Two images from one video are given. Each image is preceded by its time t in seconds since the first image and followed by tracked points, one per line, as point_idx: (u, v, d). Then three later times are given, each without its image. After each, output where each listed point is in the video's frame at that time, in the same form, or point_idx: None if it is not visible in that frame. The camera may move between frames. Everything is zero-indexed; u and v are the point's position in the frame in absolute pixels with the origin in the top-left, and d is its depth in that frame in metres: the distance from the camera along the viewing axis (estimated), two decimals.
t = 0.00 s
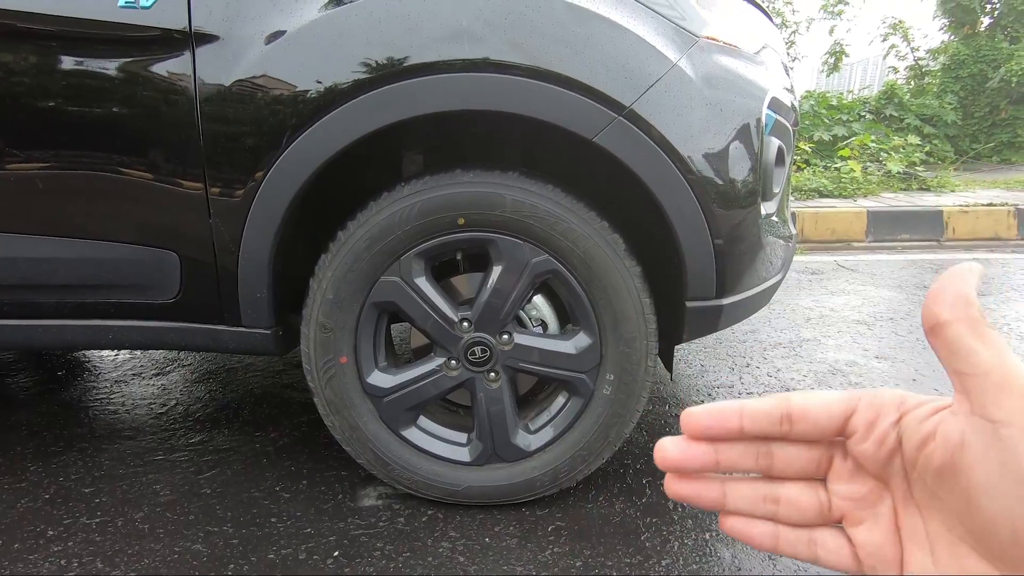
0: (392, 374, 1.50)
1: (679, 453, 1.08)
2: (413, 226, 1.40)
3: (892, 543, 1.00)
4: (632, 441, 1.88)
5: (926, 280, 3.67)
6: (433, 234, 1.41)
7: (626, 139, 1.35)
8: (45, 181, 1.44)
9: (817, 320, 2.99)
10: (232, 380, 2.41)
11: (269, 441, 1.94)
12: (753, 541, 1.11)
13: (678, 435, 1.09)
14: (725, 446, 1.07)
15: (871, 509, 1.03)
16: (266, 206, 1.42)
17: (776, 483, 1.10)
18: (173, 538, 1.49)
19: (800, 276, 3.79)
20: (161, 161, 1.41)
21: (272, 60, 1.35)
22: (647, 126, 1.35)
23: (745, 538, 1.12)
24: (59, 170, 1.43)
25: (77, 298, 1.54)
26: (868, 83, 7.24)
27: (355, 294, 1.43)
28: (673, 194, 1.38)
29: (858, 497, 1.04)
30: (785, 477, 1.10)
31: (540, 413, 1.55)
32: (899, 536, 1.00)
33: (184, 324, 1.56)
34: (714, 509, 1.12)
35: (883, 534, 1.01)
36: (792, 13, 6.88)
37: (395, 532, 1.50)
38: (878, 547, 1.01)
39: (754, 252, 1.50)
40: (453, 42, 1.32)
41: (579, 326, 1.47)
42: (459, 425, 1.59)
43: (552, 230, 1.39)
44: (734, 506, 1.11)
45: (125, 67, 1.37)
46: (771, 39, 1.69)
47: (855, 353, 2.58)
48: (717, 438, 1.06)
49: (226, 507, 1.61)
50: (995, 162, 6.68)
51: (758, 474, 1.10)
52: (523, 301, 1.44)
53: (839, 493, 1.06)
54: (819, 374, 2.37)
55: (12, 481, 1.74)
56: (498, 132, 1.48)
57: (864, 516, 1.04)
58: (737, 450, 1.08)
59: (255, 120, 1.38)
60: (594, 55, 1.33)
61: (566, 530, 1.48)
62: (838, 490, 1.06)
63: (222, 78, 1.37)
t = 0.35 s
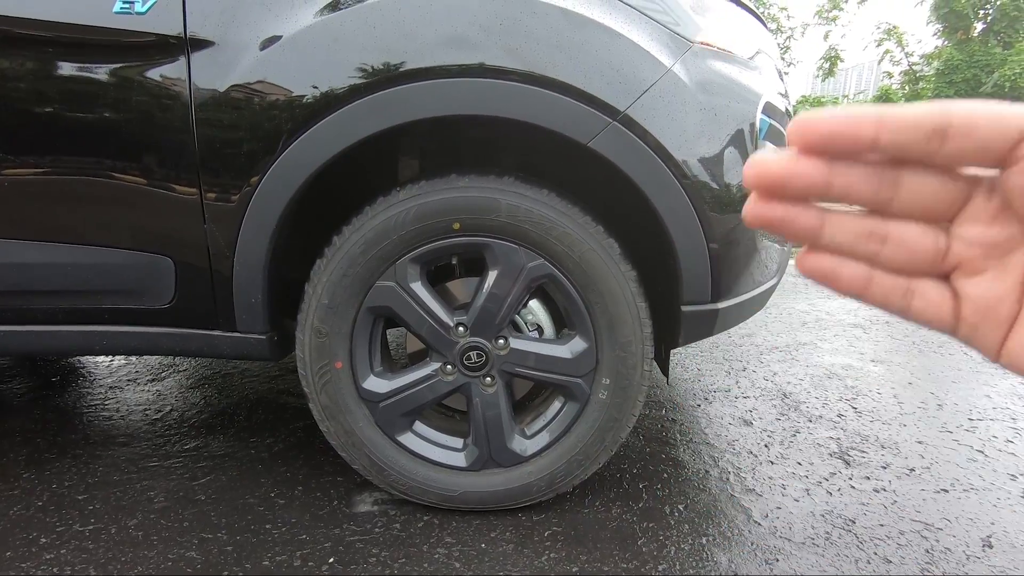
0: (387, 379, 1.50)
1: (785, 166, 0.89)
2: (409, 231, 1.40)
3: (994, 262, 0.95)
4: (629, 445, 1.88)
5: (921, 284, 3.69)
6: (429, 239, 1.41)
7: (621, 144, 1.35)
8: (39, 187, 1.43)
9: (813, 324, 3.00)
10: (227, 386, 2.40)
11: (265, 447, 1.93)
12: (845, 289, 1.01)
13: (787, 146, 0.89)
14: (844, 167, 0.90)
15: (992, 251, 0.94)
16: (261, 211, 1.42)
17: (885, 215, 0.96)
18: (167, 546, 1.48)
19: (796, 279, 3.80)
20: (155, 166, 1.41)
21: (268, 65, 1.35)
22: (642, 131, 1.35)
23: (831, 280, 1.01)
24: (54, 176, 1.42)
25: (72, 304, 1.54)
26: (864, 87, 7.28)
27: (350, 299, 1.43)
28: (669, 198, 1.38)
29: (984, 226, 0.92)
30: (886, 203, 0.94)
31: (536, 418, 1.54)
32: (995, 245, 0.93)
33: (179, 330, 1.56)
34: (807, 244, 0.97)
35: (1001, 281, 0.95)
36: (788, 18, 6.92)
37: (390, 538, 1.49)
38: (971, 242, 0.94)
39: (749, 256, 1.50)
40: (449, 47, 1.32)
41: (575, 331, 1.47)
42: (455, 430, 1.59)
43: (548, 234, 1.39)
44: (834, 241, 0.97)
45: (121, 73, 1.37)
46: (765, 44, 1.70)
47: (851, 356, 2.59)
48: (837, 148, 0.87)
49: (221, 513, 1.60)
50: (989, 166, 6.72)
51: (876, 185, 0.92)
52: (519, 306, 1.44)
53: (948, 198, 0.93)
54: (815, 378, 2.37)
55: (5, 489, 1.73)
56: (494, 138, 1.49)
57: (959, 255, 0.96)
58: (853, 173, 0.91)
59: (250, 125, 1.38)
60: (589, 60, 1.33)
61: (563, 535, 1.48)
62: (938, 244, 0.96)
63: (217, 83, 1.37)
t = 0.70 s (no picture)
0: (386, 384, 1.50)
1: (802, 253, 0.95)
2: (407, 235, 1.40)
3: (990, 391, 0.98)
4: (629, 449, 1.88)
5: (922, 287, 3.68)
6: (428, 243, 1.41)
7: (619, 149, 1.36)
8: (39, 193, 1.44)
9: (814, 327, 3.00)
10: (227, 391, 2.40)
11: (264, 452, 1.93)
12: (826, 381, 1.07)
13: (801, 231, 0.95)
14: (860, 221, 0.92)
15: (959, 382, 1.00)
16: (261, 217, 1.43)
17: (874, 330, 1.04)
18: (166, 552, 1.48)
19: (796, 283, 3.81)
20: (155, 172, 1.41)
21: (267, 72, 1.36)
22: (640, 135, 1.35)
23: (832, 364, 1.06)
24: (54, 182, 1.43)
25: (71, 310, 1.54)
26: (863, 91, 7.30)
27: (349, 304, 1.43)
28: (667, 202, 1.39)
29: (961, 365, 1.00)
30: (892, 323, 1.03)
31: (535, 422, 1.54)
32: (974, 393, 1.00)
33: (179, 335, 1.56)
34: (801, 330, 1.04)
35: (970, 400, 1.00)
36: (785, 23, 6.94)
37: (389, 543, 1.49)
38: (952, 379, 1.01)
39: (748, 260, 1.50)
40: (447, 53, 1.33)
41: (574, 335, 1.47)
42: (455, 434, 1.59)
43: (546, 238, 1.39)
44: (847, 280, 0.97)
45: (123, 80, 1.37)
46: (763, 49, 1.70)
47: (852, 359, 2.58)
48: (852, 250, 0.94)
49: (220, 519, 1.60)
50: (988, 169, 6.74)
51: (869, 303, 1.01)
52: (518, 310, 1.44)
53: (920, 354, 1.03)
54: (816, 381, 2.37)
55: (5, 495, 1.73)
56: (493, 143, 1.49)
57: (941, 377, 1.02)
58: (876, 215, 0.92)
59: (250, 131, 1.38)
60: (587, 65, 1.34)
61: (562, 540, 1.47)
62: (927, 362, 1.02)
63: (217, 90, 1.37)
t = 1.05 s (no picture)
0: (388, 391, 1.50)
1: None
2: (410, 242, 1.40)
3: None
4: (631, 456, 1.87)
5: (923, 293, 3.68)
6: (430, 250, 1.41)
7: (620, 156, 1.36)
8: (43, 200, 1.44)
9: (815, 333, 3.00)
10: (228, 397, 2.40)
11: (265, 459, 1.93)
12: None
13: None
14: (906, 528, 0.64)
15: None
16: (264, 223, 1.43)
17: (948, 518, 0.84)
18: (167, 559, 1.47)
19: (797, 289, 3.80)
20: (158, 180, 1.42)
21: (271, 79, 1.37)
22: (642, 142, 1.36)
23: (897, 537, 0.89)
24: (58, 189, 1.43)
25: (74, 317, 1.54)
26: (863, 97, 7.32)
27: (352, 311, 1.43)
28: (668, 209, 1.39)
29: None
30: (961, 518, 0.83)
31: (537, 429, 1.54)
32: None
33: (181, 341, 1.56)
34: None
35: None
36: (785, 30, 6.97)
37: (391, 551, 1.48)
38: None
39: (749, 266, 1.51)
40: (449, 61, 1.33)
41: (575, 341, 1.47)
42: (456, 441, 1.58)
43: (548, 245, 1.39)
44: None
45: (126, 88, 1.38)
46: (763, 56, 1.71)
47: (854, 366, 2.58)
48: None
49: (221, 526, 1.59)
50: (989, 175, 6.75)
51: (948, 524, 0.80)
52: (519, 317, 1.44)
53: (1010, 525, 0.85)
54: (818, 388, 2.37)
55: (5, 502, 1.72)
56: (494, 150, 1.50)
57: None
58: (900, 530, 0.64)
59: (253, 138, 1.39)
60: (589, 73, 1.34)
61: (564, 548, 1.47)
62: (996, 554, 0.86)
63: (221, 97, 1.38)
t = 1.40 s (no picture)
0: (389, 393, 1.50)
1: None
2: (410, 245, 1.41)
3: None
4: (631, 459, 1.87)
5: (924, 296, 3.68)
6: (430, 252, 1.42)
7: (620, 159, 1.36)
8: (46, 202, 1.45)
9: (815, 337, 3.00)
10: (229, 400, 2.40)
11: (266, 461, 1.93)
12: None
13: None
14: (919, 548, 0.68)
15: None
16: (265, 226, 1.44)
17: None
18: (166, 561, 1.47)
19: (798, 292, 3.80)
20: (159, 182, 1.42)
21: (272, 83, 1.37)
22: (642, 146, 1.36)
23: None
24: (60, 191, 1.44)
25: (75, 319, 1.55)
26: (863, 101, 7.33)
27: (352, 313, 1.44)
28: (668, 212, 1.39)
29: None
30: None
31: (537, 432, 1.54)
32: None
33: (182, 343, 1.57)
34: None
35: None
36: (786, 34, 6.99)
37: (391, 553, 1.48)
38: None
39: (749, 269, 1.51)
40: (450, 64, 1.34)
41: (575, 344, 1.47)
42: (456, 444, 1.58)
43: (548, 248, 1.39)
44: None
45: (128, 91, 1.39)
46: (763, 60, 1.71)
47: (854, 370, 2.58)
48: None
49: (221, 528, 1.59)
50: (990, 179, 6.75)
51: None
52: (519, 320, 1.44)
53: None
54: (818, 391, 2.36)
55: (5, 503, 1.72)
56: (495, 153, 1.50)
57: None
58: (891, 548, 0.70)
59: (254, 141, 1.39)
60: (589, 77, 1.35)
61: (564, 551, 1.47)
62: None
63: (223, 100, 1.39)
